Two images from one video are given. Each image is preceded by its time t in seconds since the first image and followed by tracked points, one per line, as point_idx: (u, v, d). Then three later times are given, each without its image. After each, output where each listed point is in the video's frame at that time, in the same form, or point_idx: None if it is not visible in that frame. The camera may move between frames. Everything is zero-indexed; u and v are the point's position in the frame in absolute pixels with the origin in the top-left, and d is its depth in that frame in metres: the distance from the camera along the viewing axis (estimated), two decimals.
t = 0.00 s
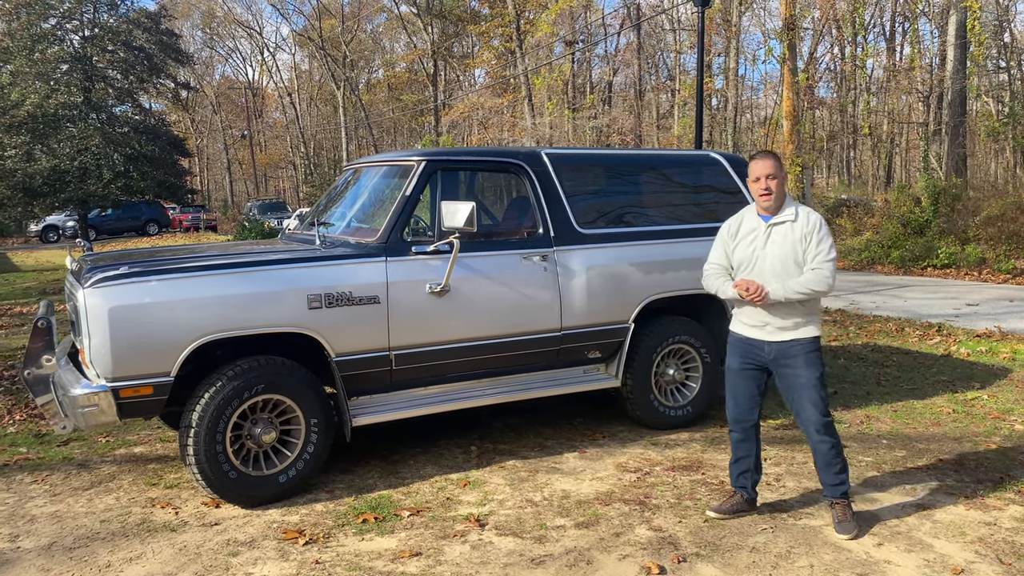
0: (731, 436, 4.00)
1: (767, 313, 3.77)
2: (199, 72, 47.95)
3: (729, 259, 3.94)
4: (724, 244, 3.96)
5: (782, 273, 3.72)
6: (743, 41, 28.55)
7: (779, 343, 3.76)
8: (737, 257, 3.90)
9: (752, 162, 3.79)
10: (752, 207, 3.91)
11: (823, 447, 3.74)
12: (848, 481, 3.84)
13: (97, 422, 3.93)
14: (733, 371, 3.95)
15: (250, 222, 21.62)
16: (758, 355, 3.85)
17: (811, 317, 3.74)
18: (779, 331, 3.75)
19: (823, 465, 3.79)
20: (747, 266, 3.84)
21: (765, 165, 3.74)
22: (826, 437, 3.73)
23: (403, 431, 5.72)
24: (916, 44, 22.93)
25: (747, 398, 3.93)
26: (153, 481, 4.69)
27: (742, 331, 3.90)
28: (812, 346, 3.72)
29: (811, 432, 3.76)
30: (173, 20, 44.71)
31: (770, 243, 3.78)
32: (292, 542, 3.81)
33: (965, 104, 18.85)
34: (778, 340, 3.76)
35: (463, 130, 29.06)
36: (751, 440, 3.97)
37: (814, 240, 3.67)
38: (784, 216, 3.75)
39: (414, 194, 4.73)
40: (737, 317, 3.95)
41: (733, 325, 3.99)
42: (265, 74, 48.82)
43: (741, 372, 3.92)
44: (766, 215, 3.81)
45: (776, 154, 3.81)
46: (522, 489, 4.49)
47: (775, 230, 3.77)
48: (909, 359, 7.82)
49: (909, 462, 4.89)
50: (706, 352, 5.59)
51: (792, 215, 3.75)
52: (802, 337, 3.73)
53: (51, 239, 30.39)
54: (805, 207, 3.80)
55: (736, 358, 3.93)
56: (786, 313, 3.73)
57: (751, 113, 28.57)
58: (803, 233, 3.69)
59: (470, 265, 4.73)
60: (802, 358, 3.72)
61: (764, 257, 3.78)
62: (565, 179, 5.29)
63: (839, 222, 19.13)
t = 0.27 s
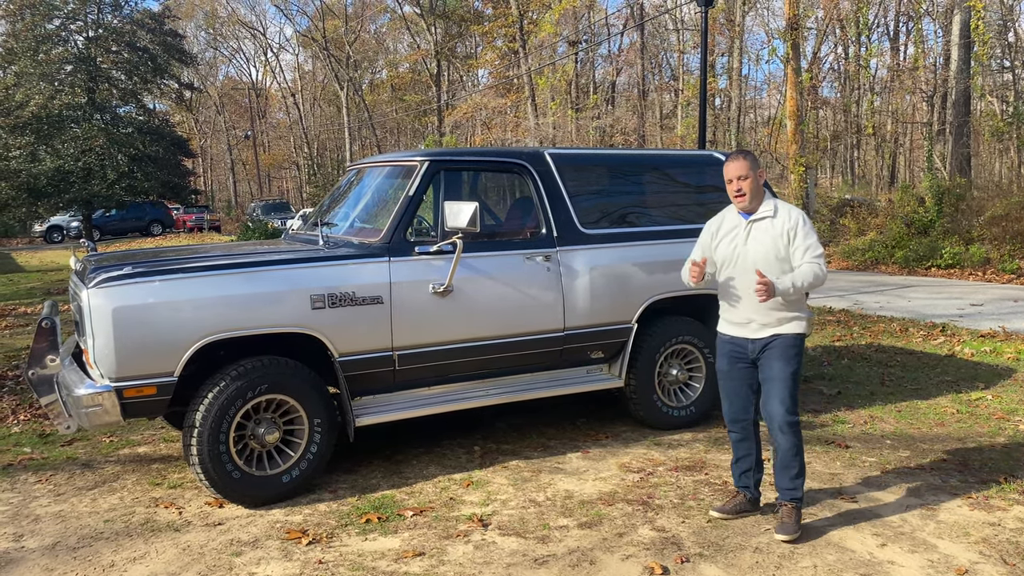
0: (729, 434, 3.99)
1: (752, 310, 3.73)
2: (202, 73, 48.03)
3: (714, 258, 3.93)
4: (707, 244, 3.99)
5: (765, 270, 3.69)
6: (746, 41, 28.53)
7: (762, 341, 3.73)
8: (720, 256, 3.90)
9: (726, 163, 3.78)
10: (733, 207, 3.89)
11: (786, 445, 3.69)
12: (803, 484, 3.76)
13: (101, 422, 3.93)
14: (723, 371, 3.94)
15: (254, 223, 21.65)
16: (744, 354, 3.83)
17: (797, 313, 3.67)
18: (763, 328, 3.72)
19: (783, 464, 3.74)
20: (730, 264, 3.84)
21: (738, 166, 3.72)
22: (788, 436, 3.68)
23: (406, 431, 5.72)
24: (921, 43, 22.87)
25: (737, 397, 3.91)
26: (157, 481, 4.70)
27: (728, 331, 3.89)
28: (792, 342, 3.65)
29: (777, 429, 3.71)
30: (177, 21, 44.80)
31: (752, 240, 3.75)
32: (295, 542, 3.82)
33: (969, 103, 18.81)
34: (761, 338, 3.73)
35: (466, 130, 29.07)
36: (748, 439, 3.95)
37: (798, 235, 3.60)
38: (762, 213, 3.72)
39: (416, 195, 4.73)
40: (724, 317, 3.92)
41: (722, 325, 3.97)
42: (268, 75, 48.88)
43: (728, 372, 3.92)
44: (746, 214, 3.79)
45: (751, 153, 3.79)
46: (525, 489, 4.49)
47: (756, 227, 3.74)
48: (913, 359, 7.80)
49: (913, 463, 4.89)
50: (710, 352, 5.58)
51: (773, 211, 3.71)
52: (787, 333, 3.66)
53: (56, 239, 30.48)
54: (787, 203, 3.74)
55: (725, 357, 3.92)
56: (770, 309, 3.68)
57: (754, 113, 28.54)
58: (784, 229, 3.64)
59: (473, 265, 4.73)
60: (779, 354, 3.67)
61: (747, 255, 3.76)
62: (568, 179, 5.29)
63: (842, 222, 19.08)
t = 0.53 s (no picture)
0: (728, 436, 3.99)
1: (738, 311, 3.71)
2: (206, 73, 48.10)
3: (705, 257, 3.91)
4: (698, 243, 3.99)
5: (754, 270, 3.67)
6: (750, 40, 28.49)
7: (746, 342, 3.72)
8: (709, 255, 3.88)
9: (721, 160, 3.76)
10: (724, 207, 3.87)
11: (752, 445, 3.66)
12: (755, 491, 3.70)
13: (106, 422, 3.94)
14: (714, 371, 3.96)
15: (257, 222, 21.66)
16: (729, 354, 3.82)
17: (782, 317, 3.65)
18: (748, 330, 3.70)
19: (746, 465, 3.71)
20: (718, 264, 3.82)
21: (734, 163, 3.71)
22: (754, 438, 3.65)
23: (410, 431, 5.72)
24: (925, 42, 22.80)
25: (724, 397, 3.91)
26: (161, 480, 4.71)
27: (714, 332, 3.88)
28: (775, 345, 3.63)
29: (746, 430, 3.69)
30: (181, 21, 44.87)
31: (741, 241, 3.73)
32: (299, 541, 3.82)
33: (974, 103, 18.74)
34: (745, 339, 3.71)
35: (470, 130, 29.06)
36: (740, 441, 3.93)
37: (789, 239, 3.59)
38: (753, 212, 3.70)
39: (420, 194, 4.74)
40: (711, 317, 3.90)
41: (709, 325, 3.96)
42: (272, 75, 48.93)
43: (717, 373, 3.92)
44: (736, 213, 3.77)
45: (747, 152, 3.78)
46: (528, 489, 4.49)
47: (746, 227, 3.72)
48: (917, 359, 7.77)
49: (918, 462, 4.87)
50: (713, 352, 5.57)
51: (764, 212, 3.69)
52: (770, 335, 3.64)
53: (60, 239, 30.57)
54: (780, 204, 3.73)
55: (714, 358, 3.93)
56: (756, 311, 3.66)
57: (758, 112, 28.48)
58: (775, 231, 3.62)
59: (477, 265, 4.73)
60: (759, 355, 3.65)
61: (735, 255, 3.74)
62: (572, 179, 5.28)
63: (846, 221, 19.02)
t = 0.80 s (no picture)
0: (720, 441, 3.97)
1: (723, 313, 3.67)
2: (210, 72, 48.20)
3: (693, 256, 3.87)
4: (689, 241, 3.94)
5: (742, 272, 3.63)
6: (754, 39, 28.47)
7: (731, 346, 3.67)
8: (698, 254, 3.84)
9: (722, 157, 3.67)
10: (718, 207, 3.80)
11: (740, 455, 3.60)
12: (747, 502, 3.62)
13: (111, 420, 3.94)
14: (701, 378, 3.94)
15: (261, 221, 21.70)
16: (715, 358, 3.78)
17: (768, 322, 3.61)
18: (731, 333, 3.66)
19: (734, 477, 3.62)
20: (707, 264, 3.79)
21: (736, 161, 3.62)
22: (743, 449, 3.58)
23: (414, 430, 5.72)
24: (930, 41, 22.74)
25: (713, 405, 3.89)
26: (166, 479, 4.72)
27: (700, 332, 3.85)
28: (759, 352, 3.59)
29: (734, 440, 3.63)
30: (185, 20, 44.96)
31: (730, 242, 3.68)
32: (303, 540, 3.83)
33: (979, 101, 18.68)
34: (730, 342, 3.67)
35: (473, 129, 29.07)
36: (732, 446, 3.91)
37: (780, 244, 3.54)
38: (746, 214, 3.63)
39: (424, 193, 4.74)
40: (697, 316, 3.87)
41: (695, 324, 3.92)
42: (276, 74, 49.01)
43: (706, 380, 3.90)
44: (729, 213, 3.71)
45: (748, 151, 3.69)
46: (533, 488, 4.49)
47: (737, 228, 3.66)
48: (922, 358, 7.75)
49: (922, 462, 4.86)
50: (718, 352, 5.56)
51: (756, 215, 3.63)
52: (755, 341, 3.60)
53: (65, 238, 30.69)
54: (774, 209, 3.66)
55: (701, 363, 3.91)
56: (740, 314, 3.61)
57: (762, 111, 28.43)
58: (765, 234, 3.57)
59: (481, 264, 4.73)
60: (745, 362, 3.62)
61: (724, 256, 3.70)
62: (576, 178, 5.28)
63: (850, 220, 18.99)
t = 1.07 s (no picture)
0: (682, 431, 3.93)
1: (711, 310, 3.59)
2: (215, 71, 48.25)
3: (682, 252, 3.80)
4: (681, 237, 3.86)
5: (731, 268, 3.55)
6: (759, 37, 28.42)
7: (718, 345, 3.59)
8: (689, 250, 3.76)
9: (716, 150, 3.60)
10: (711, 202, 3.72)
11: (740, 460, 3.58)
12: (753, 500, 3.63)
13: (115, 418, 3.95)
14: (672, 372, 3.88)
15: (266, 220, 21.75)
16: (699, 357, 3.71)
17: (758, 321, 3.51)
18: (718, 331, 3.57)
19: (734, 479, 3.62)
20: (696, 260, 3.72)
21: (728, 156, 3.54)
22: (743, 452, 3.56)
23: (417, 428, 5.73)
24: (936, 38, 22.65)
25: (682, 400, 3.85)
26: (170, 477, 4.73)
27: (689, 330, 3.77)
28: (748, 353, 3.50)
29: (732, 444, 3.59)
30: (189, 19, 45.00)
31: (719, 238, 3.60)
32: (308, 538, 3.83)
33: (985, 99, 18.60)
34: (718, 342, 3.58)
35: (477, 128, 29.05)
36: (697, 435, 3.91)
37: (769, 240, 3.46)
38: (737, 209, 3.55)
39: (428, 191, 4.73)
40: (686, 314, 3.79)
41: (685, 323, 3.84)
42: (280, 72, 49.05)
43: (679, 374, 3.83)
44: (721, 208, 3.63)
45: (743, 146, 3.61)
46: (537, 486, 4.49)
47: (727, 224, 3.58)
48: (927, 356, 7.73)
49: (928, 461, 4.84)
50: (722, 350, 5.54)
51: (747, 211, 3.54)
52: (744, 342, 3.51)
53: (70, 236, 30.78)
54: (766, 205, 3.58)
55: (678, 359, 3.84)
56: (728, 312, 3.53)
57: (766, 109, 28.35)
58: (755, 229, 3.49)
59: (485, 262, 4.73)
60: (735, 365, 3.53)
61: (714, 252, 3.62)
62: (580, 176, 5.27)
63: (856, 219, 18.94)
